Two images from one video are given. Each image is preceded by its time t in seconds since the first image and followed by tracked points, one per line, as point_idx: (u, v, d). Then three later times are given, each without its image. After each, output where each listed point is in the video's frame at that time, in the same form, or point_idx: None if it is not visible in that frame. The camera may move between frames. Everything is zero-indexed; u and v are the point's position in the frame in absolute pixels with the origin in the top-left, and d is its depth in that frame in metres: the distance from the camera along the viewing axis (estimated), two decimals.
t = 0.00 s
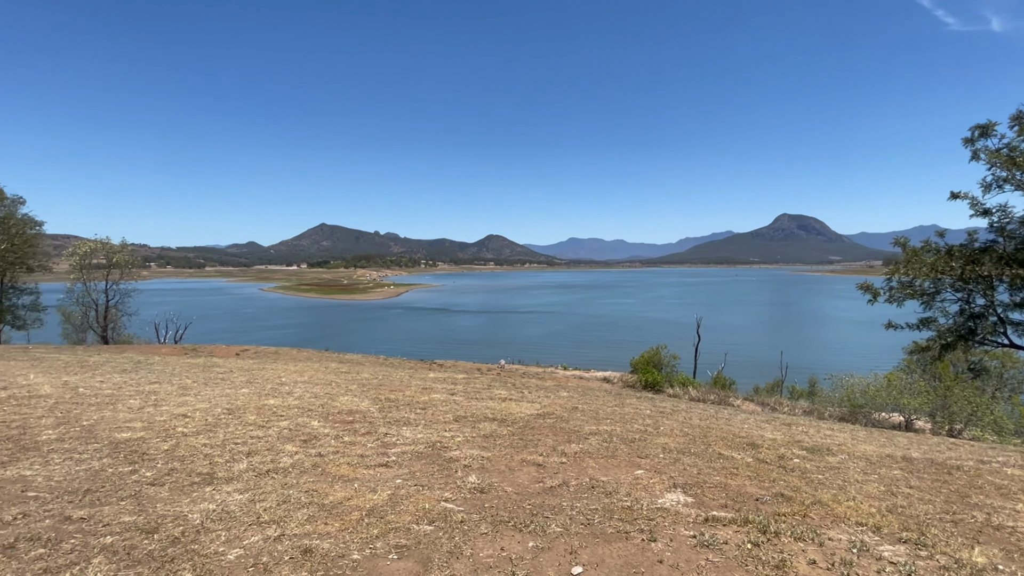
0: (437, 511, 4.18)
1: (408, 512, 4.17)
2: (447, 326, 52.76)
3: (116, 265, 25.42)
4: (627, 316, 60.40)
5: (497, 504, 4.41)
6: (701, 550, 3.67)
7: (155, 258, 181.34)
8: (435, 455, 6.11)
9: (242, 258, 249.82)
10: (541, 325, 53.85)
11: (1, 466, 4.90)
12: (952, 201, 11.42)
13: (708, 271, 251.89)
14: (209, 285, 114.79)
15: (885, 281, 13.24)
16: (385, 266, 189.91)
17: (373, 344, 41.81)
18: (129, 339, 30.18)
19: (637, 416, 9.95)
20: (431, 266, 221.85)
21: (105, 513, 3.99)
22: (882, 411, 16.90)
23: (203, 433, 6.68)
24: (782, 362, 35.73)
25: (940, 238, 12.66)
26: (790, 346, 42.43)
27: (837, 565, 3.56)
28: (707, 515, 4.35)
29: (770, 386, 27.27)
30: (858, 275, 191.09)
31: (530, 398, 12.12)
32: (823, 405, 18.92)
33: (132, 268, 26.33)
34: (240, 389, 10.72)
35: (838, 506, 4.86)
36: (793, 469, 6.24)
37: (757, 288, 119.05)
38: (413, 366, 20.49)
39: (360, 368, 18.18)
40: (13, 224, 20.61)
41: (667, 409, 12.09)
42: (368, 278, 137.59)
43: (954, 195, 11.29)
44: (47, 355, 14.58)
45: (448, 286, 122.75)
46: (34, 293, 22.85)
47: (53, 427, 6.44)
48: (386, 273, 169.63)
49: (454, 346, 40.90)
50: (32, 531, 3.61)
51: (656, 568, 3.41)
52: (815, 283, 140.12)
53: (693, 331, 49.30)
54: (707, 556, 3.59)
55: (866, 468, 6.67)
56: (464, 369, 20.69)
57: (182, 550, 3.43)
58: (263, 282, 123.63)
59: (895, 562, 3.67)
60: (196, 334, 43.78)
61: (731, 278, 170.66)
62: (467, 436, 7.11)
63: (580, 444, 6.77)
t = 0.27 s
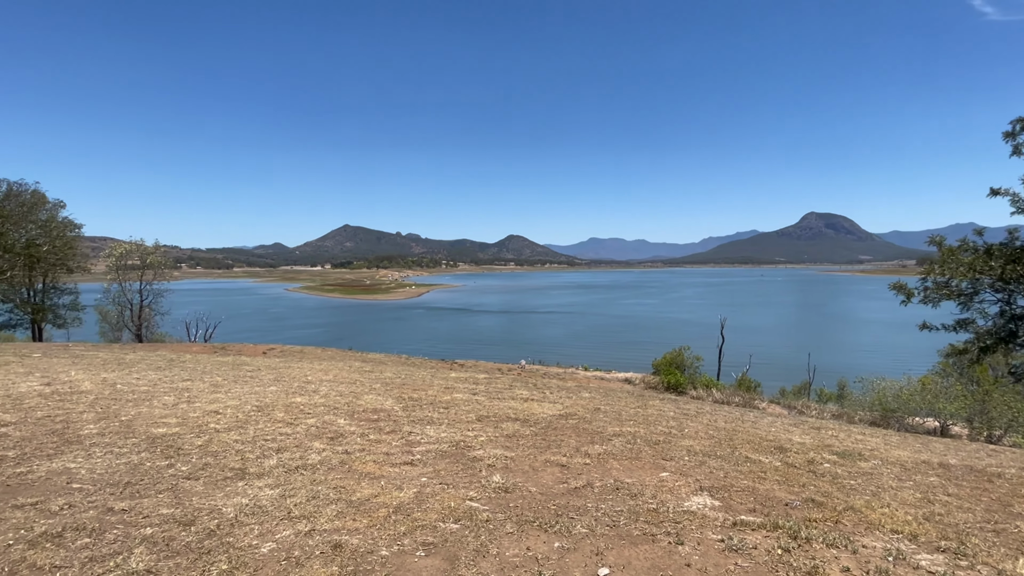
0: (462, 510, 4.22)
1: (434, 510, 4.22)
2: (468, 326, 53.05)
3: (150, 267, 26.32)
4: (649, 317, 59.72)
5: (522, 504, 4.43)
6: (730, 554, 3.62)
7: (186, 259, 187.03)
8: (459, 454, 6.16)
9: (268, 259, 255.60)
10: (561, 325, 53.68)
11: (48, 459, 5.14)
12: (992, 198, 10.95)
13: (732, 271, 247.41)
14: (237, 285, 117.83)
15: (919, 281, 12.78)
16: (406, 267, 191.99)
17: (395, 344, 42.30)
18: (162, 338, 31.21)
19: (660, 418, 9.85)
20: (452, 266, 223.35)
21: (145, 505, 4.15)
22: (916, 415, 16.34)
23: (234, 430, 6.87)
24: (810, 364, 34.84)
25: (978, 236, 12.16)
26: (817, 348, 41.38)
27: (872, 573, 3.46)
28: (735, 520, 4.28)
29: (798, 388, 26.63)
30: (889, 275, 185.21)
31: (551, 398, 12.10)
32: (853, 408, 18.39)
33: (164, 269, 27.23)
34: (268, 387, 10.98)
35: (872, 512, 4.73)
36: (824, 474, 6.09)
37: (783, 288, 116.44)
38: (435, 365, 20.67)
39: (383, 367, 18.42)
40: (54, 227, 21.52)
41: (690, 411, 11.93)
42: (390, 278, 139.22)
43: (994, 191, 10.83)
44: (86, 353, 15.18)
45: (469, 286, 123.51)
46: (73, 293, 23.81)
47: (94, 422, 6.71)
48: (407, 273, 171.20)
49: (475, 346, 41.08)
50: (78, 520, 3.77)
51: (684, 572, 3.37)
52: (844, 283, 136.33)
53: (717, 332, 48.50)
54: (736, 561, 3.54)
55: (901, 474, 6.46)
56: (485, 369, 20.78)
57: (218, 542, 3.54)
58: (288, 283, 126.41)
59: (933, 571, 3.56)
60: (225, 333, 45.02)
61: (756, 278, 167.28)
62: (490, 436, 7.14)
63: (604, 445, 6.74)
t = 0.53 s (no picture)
0: (485, 509, 4.24)
1: (457, 508, 4.25)
2: (488, 326, 53.20)
3: (179, 268, 27.12)
4: (671, 317, 58.98)
5: (544, 503, 4.43)
6: (757, 559, 3.55)
7: (215, 260, 193.25)
8: (480, 453, 6.18)
9: (292, 260, 260.62)
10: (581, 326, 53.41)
11: (87, 452, 5.35)
12: None
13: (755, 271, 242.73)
14: (262, 286, 120.46)
15: (954, 281, 12.34)
16: (426, 267, 193.61)
17: (416, 344, 42.70)
18: (191, 337, 32.11)
19: (683, 420, 9.73)
20: (471, 266, 224.38)
21: (178, 498, 4.28)
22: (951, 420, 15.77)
23: (262, 426, 7.04)
24: (838, 366, 33.96)
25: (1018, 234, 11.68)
26: (845, 349, 40.31)
27: None
28: (762, 523, 4.21)
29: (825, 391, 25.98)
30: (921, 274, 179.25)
31: (572, 398, 12.04)
32: (884, 412, 17.85)
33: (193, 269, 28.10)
34: (293, 385, 11.21)
35: (905, 519, 4.59)
36: (854, 479, 5.93)
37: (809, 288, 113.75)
38: (455, 365, 20.80)
39: (404, 366, 18.61)
40: (90, 230, 22.37)
41: (714, 413, 11.75)
42: (410, 278, 140.49)
43: None
44: (120, 351, 15.73)
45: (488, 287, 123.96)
46: (108, 293, 24.69)
47: (130, 417, 6.96)
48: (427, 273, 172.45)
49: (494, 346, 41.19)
50: (117, 511, 3.92)
51: None
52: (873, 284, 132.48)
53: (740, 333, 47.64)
54: (764, 565, 3.47)
55: (935, 481, 6.26)
56: (505, 369, 20.82)
57: (248, 536, 3.63)
58: (311, 283, 128.82)
59: None
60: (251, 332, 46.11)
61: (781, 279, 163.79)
62: (511, 436, 7.15)
63: (626, 447, 6.68)
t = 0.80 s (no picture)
0: (507, 508, 4.25)
1: (479, 507, 4.28)
2: (506, 327, 53.29)
3: (206, 269, 27.85)
4: (691, 318, 58.23)
5: (566, 504, 4.42)
6: (784, 564, 3.49)
7: (239, 261, 197.51)
8: (501, 453, 6.20)
9: (314, 261, 264.75)
10: (600, 326, 53.07)
11: (122, 447, 5.53)
12: None
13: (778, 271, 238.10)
14: (285, 287, 122.69)
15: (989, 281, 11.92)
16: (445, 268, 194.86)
17: (435, 344, 43.06)
18: (217, 336, 32.91)
19: (705, 422, 9.60)
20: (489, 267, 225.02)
21: (209, 493, 4.39)
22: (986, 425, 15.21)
23: (287, 424, 7.18)
24: (865, 369, 33.07)
25: None
26: (873, 351, 39.25)
27: None
28: (788, 528, 4.14)
29: (851, 393, 25.32)
30: (954, 274, 173.48)
31: (591, 399, 11.96)
32: (914, 416, 17.31)
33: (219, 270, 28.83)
34: (316, 384, 11.39)
35: (939, 526, 4.45)
36: (885, 484, 5.78)
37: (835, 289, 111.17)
38: (474, 365, 20.88)
39: (424, 366, 18.75)
40: (122, 232, 23.10)
41: (737, 415, 11.56)
42: (429, 279, 141.39)
43: None
44: (150, 350, 16.20)
45: (506, 288, 124.16)
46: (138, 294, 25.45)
47: (161, 414, 7.17)
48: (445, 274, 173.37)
49: (512, 347, 41.24)
50: (151, 505, 4.04)
51: None
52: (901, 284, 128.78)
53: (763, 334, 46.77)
54: (791, 570, 3.42)
55: (971, 487, 6.05)
56: (523, 370, 20.82)
57: (277, 531, 3.71)
58: (332, 283, 131.00)
59: None
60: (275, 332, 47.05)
61: (805, 279, 160.27)
62: (532, 436, 7.15)
63: (648, 448, 6.63)
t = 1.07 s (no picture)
0: (528, 509, 4.26)
1: (501, 507, 4.30)
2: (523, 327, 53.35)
3: (229, 270, 28.49)
4: (710, 319, 57.50)
5: (587, 506, 4.41)
6: (811, 569, 3.44)
7: (261, 263, 201.39)
8: (521, 454, 6.20)
9: (333, 262, 268.26)
10: (617, 327, 52.74)
11: (153, 444, 5.69)
12: None
13: (800, 271, 233.55)
14: (306, 288, 124.58)
15: None
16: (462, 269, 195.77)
17: (452, 344, 43.33)
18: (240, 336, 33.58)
19: (726, 424, 9.46)
20: (506, 268, 225.39)
21: (236, 490, 4.49)
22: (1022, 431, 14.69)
23: (309, 423, 7.30)
24: (892, 371, 32.21)
25: None
26: (900, 353, 38.21)
27: None
28: (815, 533, 4.06)
29: (877, 396, 24.68)
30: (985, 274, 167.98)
31: (609, 401, 11.88)
32: (944, 420, 16.80)
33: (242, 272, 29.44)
34: (337, 383, 11.56)
35: (974, 534, 4.32)
36: (915, 490, 5.63)
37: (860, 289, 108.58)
38: (492, 366, 20.93)
39: (442, 367, 18.86)
40: (149, 235, 23.74)
41: (759, 418, 11.37)
42: (446, 280, 142.11)
43: None
44: (177, 349, 16.63)
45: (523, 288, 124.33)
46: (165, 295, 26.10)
47: (189, 412, 7.36)
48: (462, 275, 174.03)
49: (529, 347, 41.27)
50: (181, 500, 4.15)
51: None
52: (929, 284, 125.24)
53: (784, 335, 45.90)
54: None
55: (1006, 494, 5.85)
56: (541, 371, 20.81)
57: (302, 528, 3.77)
58: (351, 284, 132.85)
59: None
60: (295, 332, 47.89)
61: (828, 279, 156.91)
62: (551, 437, 7.14)
63: (668, 450, 6.57)
